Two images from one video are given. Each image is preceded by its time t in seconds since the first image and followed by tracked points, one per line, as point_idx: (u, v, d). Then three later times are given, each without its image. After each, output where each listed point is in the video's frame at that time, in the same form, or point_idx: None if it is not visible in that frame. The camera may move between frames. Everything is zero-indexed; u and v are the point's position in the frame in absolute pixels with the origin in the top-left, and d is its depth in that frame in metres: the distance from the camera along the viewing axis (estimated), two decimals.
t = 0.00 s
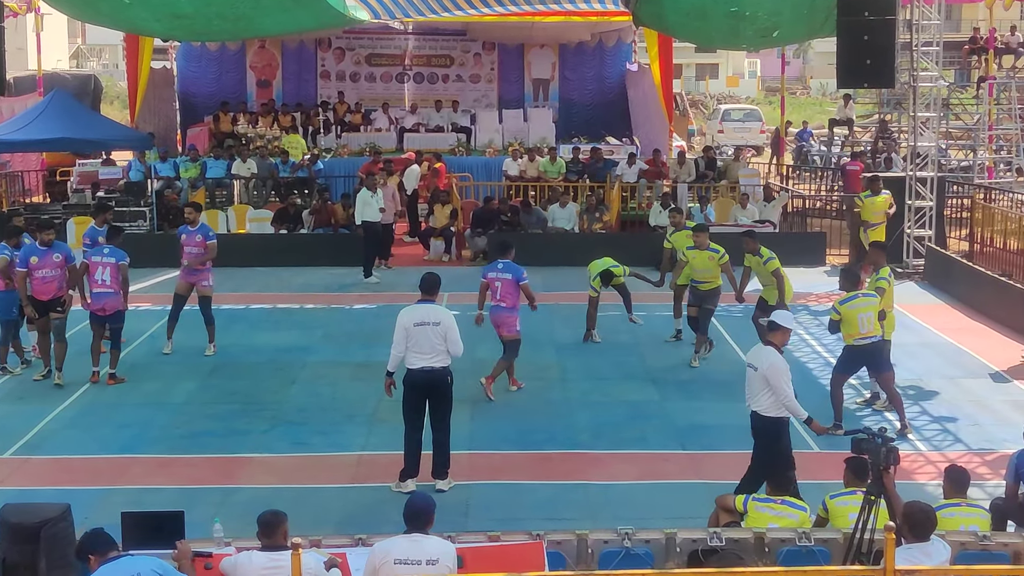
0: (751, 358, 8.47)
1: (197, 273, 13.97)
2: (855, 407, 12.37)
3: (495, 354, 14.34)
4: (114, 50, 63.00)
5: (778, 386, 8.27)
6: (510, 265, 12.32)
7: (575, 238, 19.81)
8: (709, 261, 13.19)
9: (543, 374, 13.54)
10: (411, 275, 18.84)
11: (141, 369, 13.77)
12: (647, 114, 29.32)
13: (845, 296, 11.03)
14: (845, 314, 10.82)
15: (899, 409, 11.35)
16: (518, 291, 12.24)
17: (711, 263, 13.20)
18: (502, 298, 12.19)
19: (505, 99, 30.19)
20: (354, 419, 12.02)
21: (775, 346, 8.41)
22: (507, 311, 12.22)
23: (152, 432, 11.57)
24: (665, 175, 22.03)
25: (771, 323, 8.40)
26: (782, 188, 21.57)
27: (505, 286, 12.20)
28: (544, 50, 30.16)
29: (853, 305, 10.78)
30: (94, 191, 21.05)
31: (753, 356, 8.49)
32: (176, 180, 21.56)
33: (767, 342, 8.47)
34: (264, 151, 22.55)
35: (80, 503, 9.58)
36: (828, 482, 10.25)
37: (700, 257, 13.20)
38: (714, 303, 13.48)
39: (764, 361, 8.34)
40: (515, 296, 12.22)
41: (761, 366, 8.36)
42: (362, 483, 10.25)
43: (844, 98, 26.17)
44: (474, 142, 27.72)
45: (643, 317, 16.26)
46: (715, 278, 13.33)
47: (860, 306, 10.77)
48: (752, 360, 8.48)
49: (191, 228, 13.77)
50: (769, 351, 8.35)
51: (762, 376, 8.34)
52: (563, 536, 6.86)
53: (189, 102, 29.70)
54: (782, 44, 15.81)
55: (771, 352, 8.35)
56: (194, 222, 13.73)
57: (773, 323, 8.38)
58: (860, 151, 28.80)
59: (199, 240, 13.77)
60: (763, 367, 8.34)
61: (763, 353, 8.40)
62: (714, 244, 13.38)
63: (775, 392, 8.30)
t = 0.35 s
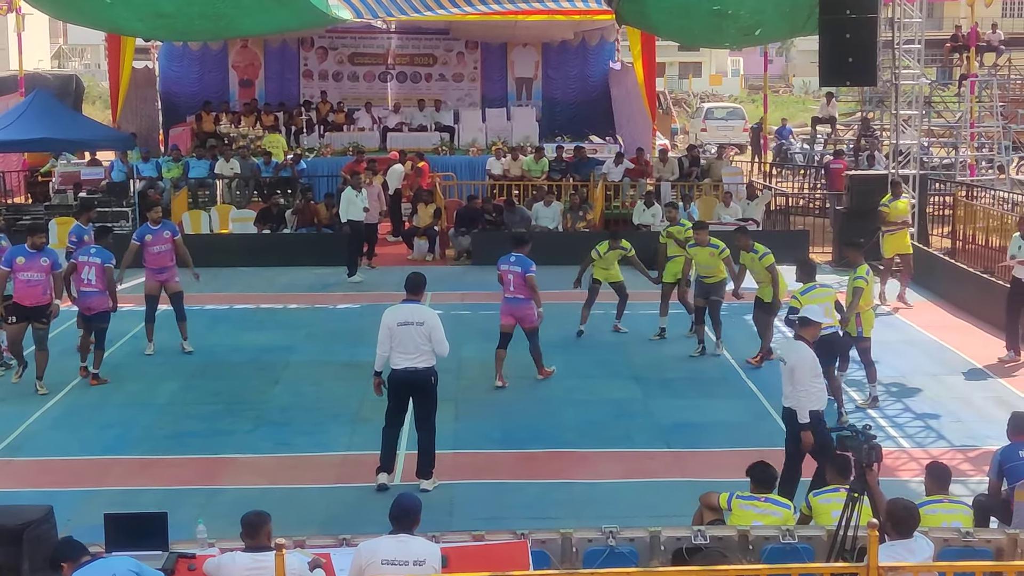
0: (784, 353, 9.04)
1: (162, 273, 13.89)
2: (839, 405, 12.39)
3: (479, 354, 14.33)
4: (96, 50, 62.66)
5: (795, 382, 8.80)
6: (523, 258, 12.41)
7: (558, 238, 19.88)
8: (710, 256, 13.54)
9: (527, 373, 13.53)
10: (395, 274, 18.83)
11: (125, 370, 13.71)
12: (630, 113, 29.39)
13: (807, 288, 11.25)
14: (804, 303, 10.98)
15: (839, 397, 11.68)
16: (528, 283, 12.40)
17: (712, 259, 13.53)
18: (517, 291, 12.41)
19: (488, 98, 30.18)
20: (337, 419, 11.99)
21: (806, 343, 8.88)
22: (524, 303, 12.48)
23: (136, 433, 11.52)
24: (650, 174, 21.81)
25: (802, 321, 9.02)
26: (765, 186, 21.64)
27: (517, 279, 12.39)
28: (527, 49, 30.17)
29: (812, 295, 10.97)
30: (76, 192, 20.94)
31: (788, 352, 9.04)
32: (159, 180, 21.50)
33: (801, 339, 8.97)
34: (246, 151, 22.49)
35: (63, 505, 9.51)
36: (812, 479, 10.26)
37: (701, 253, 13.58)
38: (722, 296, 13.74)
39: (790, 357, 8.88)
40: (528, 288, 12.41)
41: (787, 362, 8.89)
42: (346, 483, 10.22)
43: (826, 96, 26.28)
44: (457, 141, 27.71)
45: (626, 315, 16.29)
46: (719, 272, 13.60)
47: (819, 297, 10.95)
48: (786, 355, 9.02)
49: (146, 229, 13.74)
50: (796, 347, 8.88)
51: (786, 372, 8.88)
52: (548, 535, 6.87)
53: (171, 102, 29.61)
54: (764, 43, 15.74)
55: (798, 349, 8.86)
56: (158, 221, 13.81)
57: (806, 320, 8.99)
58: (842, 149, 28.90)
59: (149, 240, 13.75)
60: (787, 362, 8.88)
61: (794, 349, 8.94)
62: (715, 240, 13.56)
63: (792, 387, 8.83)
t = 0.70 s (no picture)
0: (816, 349, 9.39)
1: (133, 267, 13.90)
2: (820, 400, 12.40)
3: (462, 351, 14.31)
4: (76, 48, 62.32)
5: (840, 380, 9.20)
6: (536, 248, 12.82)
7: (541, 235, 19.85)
8: (716, 250, 13.77)
9: (509, 370, 13.52)
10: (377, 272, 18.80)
11: (106, 369, 13.61)
12: (612, 109, 29.45)
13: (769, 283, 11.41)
14: (769, 297, 11.14)
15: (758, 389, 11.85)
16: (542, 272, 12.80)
17: (719, 253, 13.79)
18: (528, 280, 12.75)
19: (470, 95, 30.17)
20: (320, 417, 11.94)
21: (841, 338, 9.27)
22: (534, 293, 12.82)
23: (118, 432, 11.45)
24: (632, 171, 22.03)
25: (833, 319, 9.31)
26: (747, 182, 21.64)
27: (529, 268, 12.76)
28: (508, 46, 30.20)
29: (776, 290, 11.15)
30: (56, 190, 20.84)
31: (817, 346, 9.41)
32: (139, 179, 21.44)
33: (832, 334, 9.34)
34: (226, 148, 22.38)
35: (44, 505, 9.44)
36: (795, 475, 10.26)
37: (707, 248, 13.81)
38: (730, 289, 13.94)
39: (829, 354, 9.25)
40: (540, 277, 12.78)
41: (827, 359, 9.26)
42: (328, 481, 10.18)
43: (807, 93, 26.39)
44: (439, 139, 27.34)
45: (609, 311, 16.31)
46: (726, 266, 13.86)
47: (783, 292, 11.16)
48: (817, 350, 9.40)
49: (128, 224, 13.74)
50: (835, 344, 9.24)
51: (827, 369, 9.26)
52: (531, 532, 6.81)
53: (152, 100, 29.50)
54: (745, 39, 15.24)
55: (837, 345, 9.23)
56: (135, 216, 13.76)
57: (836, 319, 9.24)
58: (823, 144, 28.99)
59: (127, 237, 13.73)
60: (828, 361, 9.24)
61: (828, 347, 9.29)
62: (716, 232, 13.63)
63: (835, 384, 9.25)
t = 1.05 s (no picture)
0: (834, 344, 8.73)
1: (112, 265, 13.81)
2: (802, 395, 12.42)
3: (442, 349, 14.29)
4: (52, 47, 61.92)
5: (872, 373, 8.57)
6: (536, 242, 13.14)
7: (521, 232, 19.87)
8: (706, 243, 13.93)
9: (490, 367, 13.52)
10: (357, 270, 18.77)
11: (85, 369, 13.53)
12: (592, 106, 29.50)
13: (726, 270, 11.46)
14: (723, 284, 11.17)
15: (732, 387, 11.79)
16: (542, 265, 13.14)
17: (708, 244, 13.95)
18: (531, 273, 13.07)
19: (449, 92, 30.17)
20: (300, 415, 11.91)
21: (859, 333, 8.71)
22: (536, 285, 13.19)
23: (97, 431, 11.38)
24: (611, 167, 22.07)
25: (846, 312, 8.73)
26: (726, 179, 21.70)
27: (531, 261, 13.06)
28: (487, 44, 30.21)
29: (733, 278, 11.20)
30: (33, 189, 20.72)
31: (835, 342, 8.76)
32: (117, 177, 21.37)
33: (847, 329, 8.77)
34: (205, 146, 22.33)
35: (22, 505, 9.37)
36: (775, 470, 10.28)
37: (698, 240, 13.96)
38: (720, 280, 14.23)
39: (855, 346, 8.63)
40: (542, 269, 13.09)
41: (852, 353, 8.63)
42: (308, 480, 10.14)
43: (786, 89, 26.51)
44: (417, 136, 27.68)
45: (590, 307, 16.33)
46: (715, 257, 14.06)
47: (740, 280, 11.21)
48: (835, 346, 8.73)
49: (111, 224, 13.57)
50: (859, 338, 8.66)
51: (856, 364, 8.61)
52: (512, 529, 6.78)
53: (129, 99, 29.33)
54: (723, 35, 15.33)
55: (861, 339, 8.65)
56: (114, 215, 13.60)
57: (847, 311, 8.71)
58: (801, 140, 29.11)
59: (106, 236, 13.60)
60: (855, 354, 8.61)
61: (847, 340, 8.69)
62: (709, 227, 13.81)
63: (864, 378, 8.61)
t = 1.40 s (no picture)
0: (839, 338, 8.73)
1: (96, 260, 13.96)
2: (779, 391, 12.46)
3: (422, 347, 14.27)
4: (28, 46, 61.52)
5: (880, 362, 8.64)
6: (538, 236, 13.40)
7: (499, 231, 19.87)
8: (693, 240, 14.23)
9: (470, 365, 13.51)
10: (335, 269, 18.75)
11: (63, 369, 13.42)
12: (570, 104, 29.56)
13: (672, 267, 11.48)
14: (666, 282, 11.26)
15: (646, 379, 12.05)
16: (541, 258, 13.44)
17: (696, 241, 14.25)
18: (533, 266, 13.40)
19: (427, 90, 30.17)
20: (279, 414, 11.86)
21: (856, 324, 8.77)
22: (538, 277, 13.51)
23: (75, 432, 11.30)
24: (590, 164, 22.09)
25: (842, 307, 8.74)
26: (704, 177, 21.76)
27: (533, 254, 13.38)
28: (465, 42, 30.21)
29: (676, 276, 11.24)
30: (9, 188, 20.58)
31: (838, 335, 8.77)
32: (93, 177, 21.35)
33: (845, 321, 8.80)
34: (182, 145, 22.31)
35: None
36: (754, 466, 10.30)
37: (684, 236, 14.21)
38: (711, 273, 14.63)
39: (860, 337, 8.67)
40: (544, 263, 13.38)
41: (857, 344, 8.66)
42: (287, 479, 10.10)
43: (763, 86, 26.64)
44: (396, 135, 27.59)
45: (569, 305, 16.34)
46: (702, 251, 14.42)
47: (683, 278, 11.23)
48: (839, 340, 8.73)
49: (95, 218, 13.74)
50: (860, 329, 8.72)
51: (863, 355, 8.64)
52: (492, 527, 6.72)
53: (106, 97, 29.16)
54: (701, 33, 15.46)
55: (861, 330, 8.72)
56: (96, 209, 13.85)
57: (843, 306, 8.73)
58: (778, 137, 29.25)
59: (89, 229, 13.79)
60: (862, 345, 8.64)
61: (851, 334, 8.73)
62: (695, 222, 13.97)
63: (871, 368, 8.66)
